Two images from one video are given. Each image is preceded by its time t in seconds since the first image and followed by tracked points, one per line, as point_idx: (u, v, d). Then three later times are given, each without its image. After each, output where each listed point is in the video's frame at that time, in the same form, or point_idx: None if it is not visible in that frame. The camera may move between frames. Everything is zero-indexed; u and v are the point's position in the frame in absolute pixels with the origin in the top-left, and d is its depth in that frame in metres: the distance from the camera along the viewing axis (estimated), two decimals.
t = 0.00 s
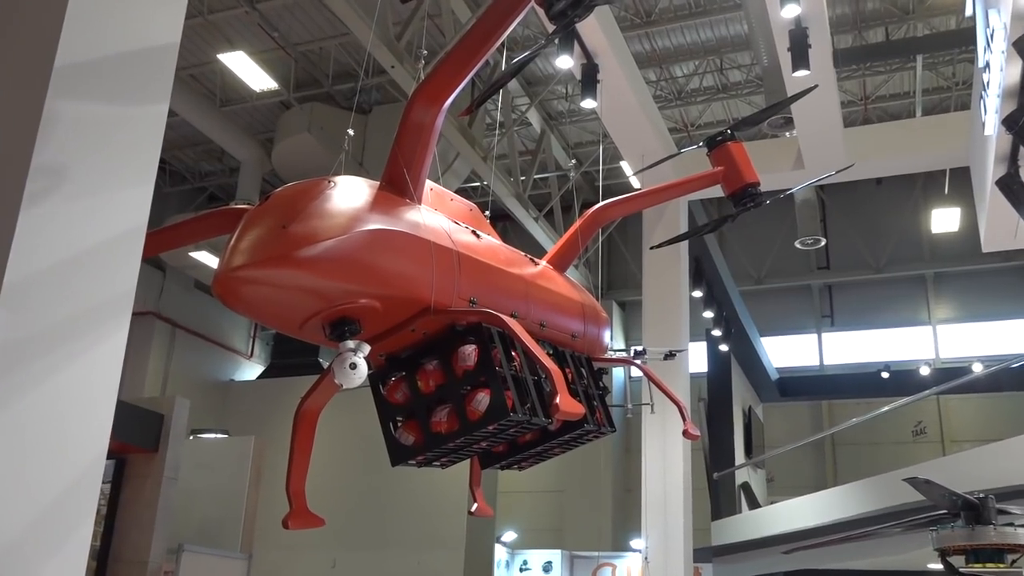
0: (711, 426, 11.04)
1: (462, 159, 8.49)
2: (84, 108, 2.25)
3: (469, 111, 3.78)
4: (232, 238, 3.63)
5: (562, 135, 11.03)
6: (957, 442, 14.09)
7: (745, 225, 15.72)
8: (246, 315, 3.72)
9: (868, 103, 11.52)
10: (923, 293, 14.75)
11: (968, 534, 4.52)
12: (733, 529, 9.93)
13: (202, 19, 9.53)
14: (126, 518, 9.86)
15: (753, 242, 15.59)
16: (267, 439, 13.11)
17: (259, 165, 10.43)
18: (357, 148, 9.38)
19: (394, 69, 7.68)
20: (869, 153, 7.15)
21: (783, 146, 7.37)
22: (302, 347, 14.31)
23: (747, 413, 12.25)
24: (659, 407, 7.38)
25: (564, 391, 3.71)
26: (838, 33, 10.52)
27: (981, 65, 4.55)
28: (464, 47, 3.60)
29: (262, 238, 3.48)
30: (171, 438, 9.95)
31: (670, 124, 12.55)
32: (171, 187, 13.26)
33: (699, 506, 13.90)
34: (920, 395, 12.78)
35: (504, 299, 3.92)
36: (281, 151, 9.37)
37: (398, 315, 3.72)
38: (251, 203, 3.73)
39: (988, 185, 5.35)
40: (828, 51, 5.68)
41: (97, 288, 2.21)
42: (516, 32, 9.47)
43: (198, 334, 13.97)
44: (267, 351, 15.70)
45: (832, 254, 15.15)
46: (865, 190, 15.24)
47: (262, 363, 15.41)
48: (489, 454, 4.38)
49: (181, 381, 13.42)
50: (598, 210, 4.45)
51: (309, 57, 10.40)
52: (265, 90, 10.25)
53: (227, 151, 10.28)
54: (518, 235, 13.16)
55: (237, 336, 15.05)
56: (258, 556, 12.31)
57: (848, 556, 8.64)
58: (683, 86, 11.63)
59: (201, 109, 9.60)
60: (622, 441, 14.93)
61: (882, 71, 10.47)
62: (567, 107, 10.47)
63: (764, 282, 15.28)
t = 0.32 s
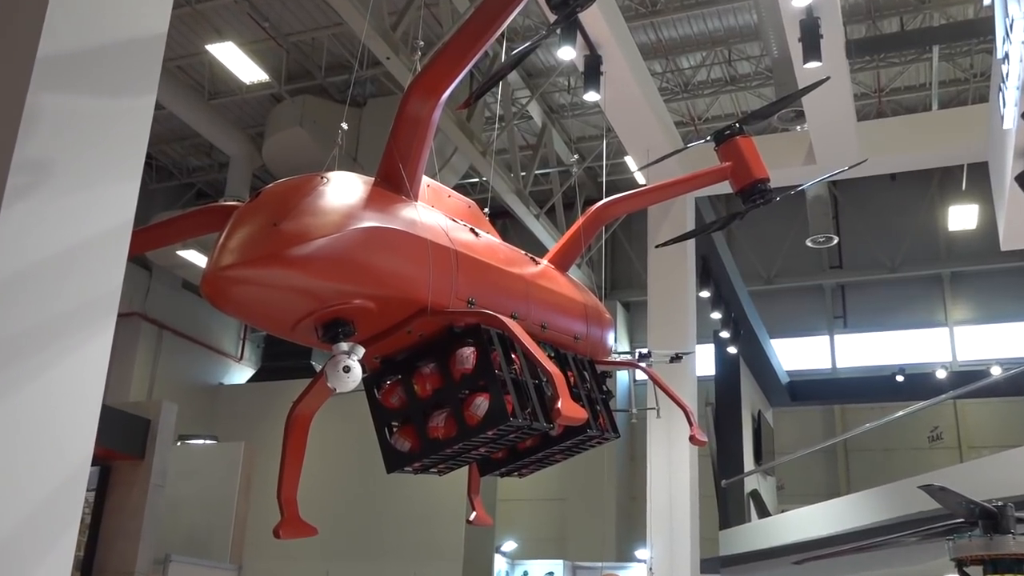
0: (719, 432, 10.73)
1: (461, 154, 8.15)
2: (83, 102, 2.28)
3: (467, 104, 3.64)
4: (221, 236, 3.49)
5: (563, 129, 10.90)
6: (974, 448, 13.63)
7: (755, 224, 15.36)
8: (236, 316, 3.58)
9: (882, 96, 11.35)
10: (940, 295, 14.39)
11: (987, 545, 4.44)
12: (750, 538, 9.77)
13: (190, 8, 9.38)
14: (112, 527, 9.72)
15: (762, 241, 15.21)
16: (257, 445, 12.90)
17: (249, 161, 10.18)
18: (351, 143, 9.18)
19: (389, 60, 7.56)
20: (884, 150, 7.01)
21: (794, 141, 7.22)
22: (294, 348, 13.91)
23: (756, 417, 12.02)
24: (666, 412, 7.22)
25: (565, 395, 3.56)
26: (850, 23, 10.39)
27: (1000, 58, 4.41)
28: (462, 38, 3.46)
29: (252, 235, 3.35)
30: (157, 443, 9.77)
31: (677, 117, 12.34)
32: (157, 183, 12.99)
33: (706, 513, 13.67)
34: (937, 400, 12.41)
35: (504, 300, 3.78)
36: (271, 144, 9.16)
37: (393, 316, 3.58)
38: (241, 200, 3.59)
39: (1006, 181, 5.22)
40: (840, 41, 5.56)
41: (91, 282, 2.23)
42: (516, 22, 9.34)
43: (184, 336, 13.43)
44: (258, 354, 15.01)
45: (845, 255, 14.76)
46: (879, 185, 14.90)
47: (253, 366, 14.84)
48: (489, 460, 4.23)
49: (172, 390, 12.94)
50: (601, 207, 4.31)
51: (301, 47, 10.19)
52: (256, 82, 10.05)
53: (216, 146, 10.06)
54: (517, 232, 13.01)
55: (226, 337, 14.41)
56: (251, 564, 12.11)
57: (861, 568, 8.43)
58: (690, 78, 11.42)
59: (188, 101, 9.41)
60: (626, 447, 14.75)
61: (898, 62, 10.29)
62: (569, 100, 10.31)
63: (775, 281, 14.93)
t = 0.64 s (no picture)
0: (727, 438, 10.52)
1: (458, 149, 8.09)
2: (77, 95, 2.16)
3: (465, 97, 3.50)
4: (210, 234, 3.35)
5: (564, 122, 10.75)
6: (993, 454, 12.93)
7: (764, 222, 14.40)
8: (224, 318, 3.44)
9: (898, 88, 11.09)
10: (958, 297, 13.47)
11: (1006, 556, 4.56)
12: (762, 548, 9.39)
13: None
14: (97, 539, 9.19)
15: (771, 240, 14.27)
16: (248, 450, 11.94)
17: (239, 155, 9.92)
18: (344, 139, 9.03)
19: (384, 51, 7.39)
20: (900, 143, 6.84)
21: (806, 135, 7.04)
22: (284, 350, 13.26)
23: (767, 423, 11.72)
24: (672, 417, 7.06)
25: (567, 399, 3.42)
26: (863, 12, 10.22)
27: (1018, 46, 4.29)
28: (460, 28, 3.32)
29: (241, 233, 3.21)
30: (143, 448, 9.21)
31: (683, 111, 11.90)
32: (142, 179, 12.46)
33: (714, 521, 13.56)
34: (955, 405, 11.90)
35: (503, 301, 3.64)
36: (261, 138, 8.90)
37: (388, 317, 3.44)
38: (230, 196, 3.45)
39: None
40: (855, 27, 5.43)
41: (87, 274, 2.10)
42: (517, 11, 9.17)
43: (172, 338, 12.88)
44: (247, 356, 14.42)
45: (859, 252, 13.86)
46: (894, 181, 14.04)
47: (242, 370, 14.17)
48: (488, 467, 4.09)
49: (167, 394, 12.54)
50: (604, 204, 4.16)
51: (291, 37, 9.89)
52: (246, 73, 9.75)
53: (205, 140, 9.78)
54: (517, 229, 12.86)
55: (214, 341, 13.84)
56: None
57: None
58: (697, 69, 11.01)
59: (174, 92, 9.11)
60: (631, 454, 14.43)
61: (914, 53, 10.09)
62: (572, 93, 10.14)
63: (786, 281, 13.99)
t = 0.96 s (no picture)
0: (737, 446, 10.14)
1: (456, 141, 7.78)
2: (66, 87, 2.20)
3: (463, 89, 3.35)
4: (196, 231, 3.20)
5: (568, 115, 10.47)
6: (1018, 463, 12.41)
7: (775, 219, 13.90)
8: (211, 319, 3.29)
9: (916, 78, 10.55)
10: (979, 297, 12.84)
11: None
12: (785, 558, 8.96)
13: None
14: (78, 552, 8.87)
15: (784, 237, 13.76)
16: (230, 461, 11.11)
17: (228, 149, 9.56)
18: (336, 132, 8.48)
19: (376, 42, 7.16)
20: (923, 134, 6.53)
21: (820, 127, 6.91)
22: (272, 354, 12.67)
23: (778, 430, 11.45)
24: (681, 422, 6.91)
25: (570, 404, 3.27)
26: None
27: None
28: (459, 16, 3.18)
29: (229, 231, 3.07)
30: (126, 459, 8.94)
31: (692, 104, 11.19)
32: (126, 175, 11.85)
33: (725, 531, 13.23)
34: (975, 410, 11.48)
35: (504, 302, 3.48)
36: (250, 136, 8.56)
37: (384, 319, 3.29)
38: (217, 192, 3.30)
39: None
40: (870, 15, 5.41)
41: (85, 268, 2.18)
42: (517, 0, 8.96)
43: (158, 342, 12.63)
44: (233, 359, 14.26)
45: (876, 251, 13.24)
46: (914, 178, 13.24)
47: (229, 373, 14.08)
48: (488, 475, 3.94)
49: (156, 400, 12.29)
50: (610, 200, 4.00)
51: (281, 24, 9.41)
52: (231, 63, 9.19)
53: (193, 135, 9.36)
54: (517, 226, 12.68)
55: (200, 344, 13.65)
56: None
57: None
58: (707, 58, 10.19)
59: (160, 83, 8.75)
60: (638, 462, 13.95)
61: (934, 42, 9.57)
62: (575, 84, 9.88)
63: (799, 282, 13.51)
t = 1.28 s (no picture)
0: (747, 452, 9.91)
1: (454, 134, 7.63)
2: (30, 76, 2.05)
3: (461, 80, 3.20)
4: (182, 228, 3.06)
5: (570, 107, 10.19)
6: None
7: (790, 215, 13.07)
8: (198, 320, 3.14)
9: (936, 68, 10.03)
10: (1001, 297, 12.14)
11: None
12: (801, 568, 8.65)
13: None
14: (58, 558, 8.75)
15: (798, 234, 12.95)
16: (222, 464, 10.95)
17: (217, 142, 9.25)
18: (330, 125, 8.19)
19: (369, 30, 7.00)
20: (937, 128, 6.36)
21: (835, 118, 6.71)
22: (257, 358, 12.19)
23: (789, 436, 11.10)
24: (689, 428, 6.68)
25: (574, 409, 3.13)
26: None
27: None
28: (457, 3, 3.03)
29: (217, 228, 2.92)
30: (108, 467, 8.80)
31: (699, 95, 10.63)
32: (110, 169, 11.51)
33: (736, 541, 12.79)
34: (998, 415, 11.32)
35: (504, 302, 3.33)
36: (238, 128, 8.16)
37: (379, 321, 3.15)
38: (204, 188, 3.15)
39: None
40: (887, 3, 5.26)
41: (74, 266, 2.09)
42: None
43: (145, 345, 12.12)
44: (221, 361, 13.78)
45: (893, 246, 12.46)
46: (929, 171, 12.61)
47: (216, 377, 13.49)
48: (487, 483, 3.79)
49: (144, 403, 11.92)
50: (614, 196, 3.86)
51: (272, 12, 8.96)
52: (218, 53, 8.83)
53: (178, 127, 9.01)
54: (518, 222, 12.49)
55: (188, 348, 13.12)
56: None
57: None
58: (717, 47, 9.68)
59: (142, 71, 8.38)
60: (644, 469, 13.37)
61: (953, 31, 9.18)
62: (578, 75, 9.61)
63: (812, 282, 12.73)
